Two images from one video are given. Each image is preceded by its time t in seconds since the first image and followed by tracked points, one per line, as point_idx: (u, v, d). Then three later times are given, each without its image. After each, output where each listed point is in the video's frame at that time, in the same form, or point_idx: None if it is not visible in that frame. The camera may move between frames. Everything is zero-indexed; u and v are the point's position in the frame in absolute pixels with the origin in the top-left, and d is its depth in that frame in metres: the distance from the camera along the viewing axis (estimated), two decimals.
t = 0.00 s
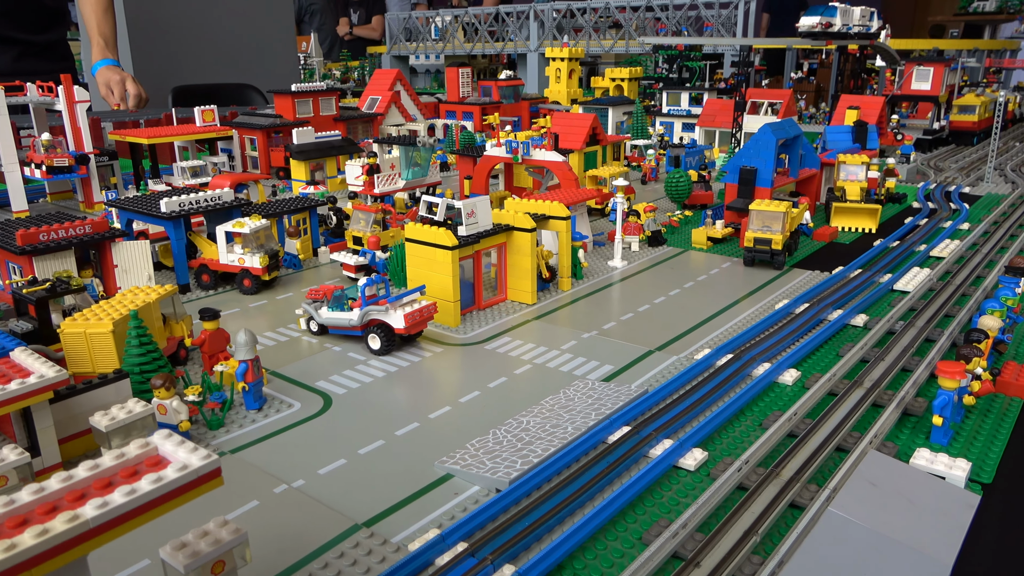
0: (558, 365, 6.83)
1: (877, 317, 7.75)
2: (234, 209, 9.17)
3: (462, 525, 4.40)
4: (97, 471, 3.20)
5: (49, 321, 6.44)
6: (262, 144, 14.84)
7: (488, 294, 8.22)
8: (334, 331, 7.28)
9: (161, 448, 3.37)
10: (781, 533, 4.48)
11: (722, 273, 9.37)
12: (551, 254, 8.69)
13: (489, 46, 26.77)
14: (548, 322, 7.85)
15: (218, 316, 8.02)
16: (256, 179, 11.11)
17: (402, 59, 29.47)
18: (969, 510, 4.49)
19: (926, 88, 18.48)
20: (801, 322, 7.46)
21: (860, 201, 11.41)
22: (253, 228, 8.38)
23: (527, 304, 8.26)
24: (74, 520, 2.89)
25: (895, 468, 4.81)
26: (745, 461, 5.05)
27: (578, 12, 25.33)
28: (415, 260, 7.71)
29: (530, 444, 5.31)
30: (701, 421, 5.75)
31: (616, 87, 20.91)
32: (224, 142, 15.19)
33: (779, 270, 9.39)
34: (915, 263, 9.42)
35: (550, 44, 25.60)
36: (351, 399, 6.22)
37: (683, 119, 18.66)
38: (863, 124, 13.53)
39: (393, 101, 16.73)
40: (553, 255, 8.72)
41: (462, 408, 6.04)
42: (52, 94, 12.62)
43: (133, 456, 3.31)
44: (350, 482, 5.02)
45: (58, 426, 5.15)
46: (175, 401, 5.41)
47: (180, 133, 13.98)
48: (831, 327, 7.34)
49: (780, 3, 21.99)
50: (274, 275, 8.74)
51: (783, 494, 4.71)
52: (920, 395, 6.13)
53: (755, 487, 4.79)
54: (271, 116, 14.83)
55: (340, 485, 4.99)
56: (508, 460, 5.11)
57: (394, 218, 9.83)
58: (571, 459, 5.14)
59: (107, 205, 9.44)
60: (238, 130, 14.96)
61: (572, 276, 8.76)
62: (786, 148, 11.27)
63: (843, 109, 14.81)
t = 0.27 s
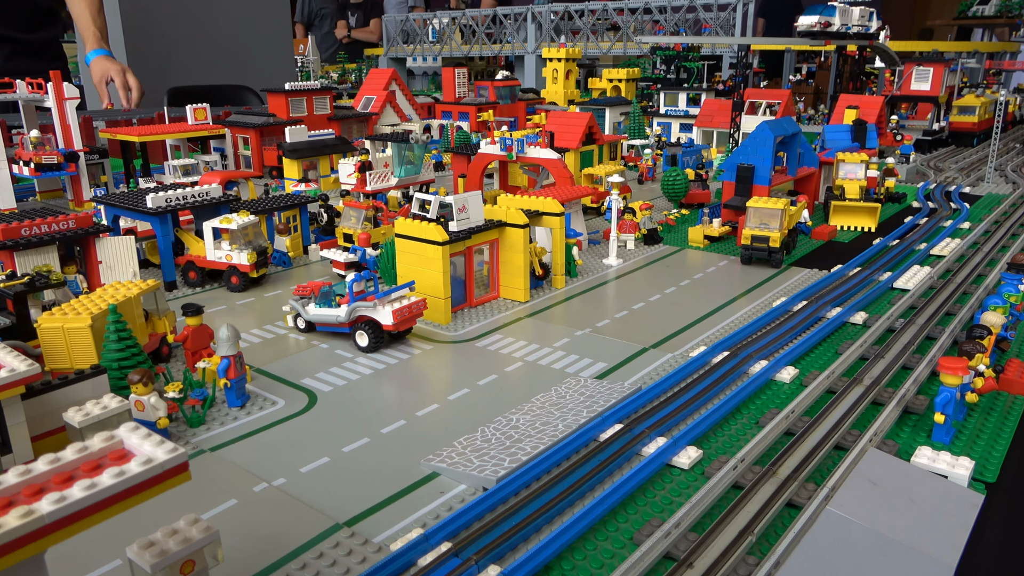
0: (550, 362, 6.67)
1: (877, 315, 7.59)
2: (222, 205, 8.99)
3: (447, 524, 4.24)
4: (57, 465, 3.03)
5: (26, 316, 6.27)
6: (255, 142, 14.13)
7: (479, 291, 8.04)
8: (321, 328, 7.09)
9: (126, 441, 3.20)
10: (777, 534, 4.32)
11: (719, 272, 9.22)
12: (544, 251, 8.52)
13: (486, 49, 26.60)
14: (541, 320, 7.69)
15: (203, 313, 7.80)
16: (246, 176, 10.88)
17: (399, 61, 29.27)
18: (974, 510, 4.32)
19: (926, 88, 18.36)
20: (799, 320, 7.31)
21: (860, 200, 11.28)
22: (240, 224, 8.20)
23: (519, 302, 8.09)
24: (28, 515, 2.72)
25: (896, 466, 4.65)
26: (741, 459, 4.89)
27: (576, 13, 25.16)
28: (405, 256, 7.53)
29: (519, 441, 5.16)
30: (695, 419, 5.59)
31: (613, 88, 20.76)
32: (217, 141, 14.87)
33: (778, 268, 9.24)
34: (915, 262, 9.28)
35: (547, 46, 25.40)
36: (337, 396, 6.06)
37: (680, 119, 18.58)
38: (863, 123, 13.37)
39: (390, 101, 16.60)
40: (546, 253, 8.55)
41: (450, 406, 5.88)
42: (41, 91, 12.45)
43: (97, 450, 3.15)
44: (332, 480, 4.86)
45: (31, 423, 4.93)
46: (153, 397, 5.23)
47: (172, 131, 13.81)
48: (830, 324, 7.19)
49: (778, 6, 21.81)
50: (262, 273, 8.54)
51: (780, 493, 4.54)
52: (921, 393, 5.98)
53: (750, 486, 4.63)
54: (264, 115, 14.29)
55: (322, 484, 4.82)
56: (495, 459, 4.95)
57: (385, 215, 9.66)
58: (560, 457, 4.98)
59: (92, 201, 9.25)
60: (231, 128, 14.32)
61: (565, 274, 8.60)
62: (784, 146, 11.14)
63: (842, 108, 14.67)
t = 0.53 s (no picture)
0: (540, 361, 6.53)
1: (874, 313, 7.47)
2: (208, 201, 8.85)
3: (430, 525, 4.10)
4: (17, 461, 2.85)
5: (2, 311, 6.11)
6: (245, 142, 13.86)
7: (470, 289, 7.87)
8: (307, 326, 6.94)
9: (91, 437, 3.03)
10: (771, 535, 4.19)
11: (714, 270, 9.09)
12: (536, 248, 8.37)
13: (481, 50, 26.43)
14: (532, 318, 7.55)
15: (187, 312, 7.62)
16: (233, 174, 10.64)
17: (393, 61, 29.11)
18: (974, 510, 4.19)
19: (923, 88, 18.42)
20: (794, 318, 7.18)
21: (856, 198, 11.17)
22: (226, 221, 8.05)
23: (511, 300, 7.94)
24: None
25: (894, 465, 4.51)
26: (734, 458, 4.76)
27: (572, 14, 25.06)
28: (393, 252, 7.35)
29: (507, 440, 5.02)
30: (688, 418, 5.46)
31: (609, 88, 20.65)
32: (207, 139, 14.70)
33: (773, 266, 9.11)
34: (913, 260, 9.16)
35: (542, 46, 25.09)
36: (322, 395, 5.91)
37: (675, 119, 18.50)
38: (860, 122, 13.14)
39: (384, 99, 16.43)
40: (538, 250, 8.41)
41: (438, 405, 5.74)
42: (28, 87, 12.28)
43: (60, 446, 2.97)
44: (313, 480, 4.71)
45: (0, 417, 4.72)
46: (130, 394, 5.01)
47: (161, 129, 13.64)
48: (826, 322, 7.06)
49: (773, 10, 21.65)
50: (249, 270, 8.35)
51: (775, 493, 4.41)
52: (919, 391, 5.85)
53: (744, 485, 4.50)
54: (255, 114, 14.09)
55: (302, 484, 4.67)
56: (482, 458, 4.81)
57: (375, 213, 9.52)
58: (549, 457, 4.84)
59: (76, 197, 9.09)
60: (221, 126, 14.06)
61: (558, 272, 8.46)
62: (780, 143, 11.03)
63: (838, 107, 14.57)
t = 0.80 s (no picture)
0: (524, 358, 6.36)
1: (867, 309, 7.32)
2: (190, 198, 8.69)
3: (402, 526, 3.93)
4: None
5: None
6: (235, 142, 13.60)
7: (456, 287, 7.67)
8: (287, 324, 6.75)
9: (33, 434, 2.84)
10: (757, 536, 4.03)
11: (705, 267, 8.93)
12: (524, 246, 8.19)
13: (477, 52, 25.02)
14: (519, 316, 7.38)
15: (165, 311, 7.41)
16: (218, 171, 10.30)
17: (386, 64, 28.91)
18: (968, 509, 4.03)
19: (918, 88, 18.24)
20: (785, 315, 7.02)
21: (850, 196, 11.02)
22: (207, 218, 7.88)
23: (497, 298, 7.75)
24: None
25: (886, 465, 4.34)
26: (720, 456, 4.60)
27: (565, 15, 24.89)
28: (376, 249, 7.16)
29: (486, 439, 4.85)
30: (674, 416, 5.29)
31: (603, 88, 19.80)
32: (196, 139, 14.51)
33: (766, 264, 8.95)
34: (907, 257, 9.01)
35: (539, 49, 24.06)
36: (299, 393, 5.74)
37: (670, 119, 18.32)
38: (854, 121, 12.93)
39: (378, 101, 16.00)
40: (525, 247, 8.24)
41: (417, 403, 5.57)
42: (12, 86, 12.12)
43: None
44: (284, 480, 4.55)
45: None
46: (95, 392, 4.79)
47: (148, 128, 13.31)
48: (818, 319, 6.90)
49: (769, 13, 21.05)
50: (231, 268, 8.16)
51: (762, 492, 4.25)
52: (913, 388, 5.69)
53: (730, 485, 4.33)
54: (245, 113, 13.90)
55: (271, 485, 4.50)
56: (459, 457, 4.65)
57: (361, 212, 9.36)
58: (529, 456, 4.68)
59: (58, 193, 8.95)
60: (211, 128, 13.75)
61: (546, 270, 8.28)
62: (773, 140, 10.88)
63: (832, 106, 14.43)
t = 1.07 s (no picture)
0: (506, 356, 6.18)
1: (859, 306, 7.16)
2: (169, 195, 8.38)
3: (371, 528, 3.76)
4: None
5: None
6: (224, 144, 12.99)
7: (439, 285, 7.45)
8: (264, 322, 6.49)
9: None
10: (741, 537, 3.87)
11: (695, 266, 8.77)
12: (509, 243, 7.99)
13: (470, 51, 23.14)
14: (503, 314, 7.19)
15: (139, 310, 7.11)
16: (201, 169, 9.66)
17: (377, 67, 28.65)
18: (961, 509, 3.87)
19: (910, 89, 18.13)
20: (775, 312, 6.85)
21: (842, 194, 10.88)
22: (186, 215, 7.49)
23: (481, 296, 7.54)
24: None
25: (877, 463, 4.17)
26: (704, 455, 4.44)
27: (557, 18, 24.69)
28: (356, 245, 6.93)
29: (462, 438, 4.69)
30: (659, 414, 5.13)
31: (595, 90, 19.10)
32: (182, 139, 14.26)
33: (756, 262, 8.80)
34: (900, 255, 8.86)
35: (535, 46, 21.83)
36: (273, 392, 5.55)
37: (662, 121, 18.19)
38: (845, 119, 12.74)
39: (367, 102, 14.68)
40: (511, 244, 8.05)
41: (394, 402, 5.39)
42: None
43: None
44: (252, 482, 4.37)
45: None
46: (54, 392, 4.62)
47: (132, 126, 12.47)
48: (808, 316, 6.74)
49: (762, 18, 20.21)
50: (211, 266, 7.80)
51: (746, 492, 4.09)
52: (905, 385, 5.52)
53: (714, 485, 4.17)
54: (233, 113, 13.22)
55: (237, 487, 4.33)
56: (433, 457, 4.49)
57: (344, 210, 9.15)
58: (506, 455, 4.51)
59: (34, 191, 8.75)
60: (198, 129, 13.16)
61: (532, 267, 8.09)
62: (764, 138, 10.71)
63: (824, 106, 14.28)
